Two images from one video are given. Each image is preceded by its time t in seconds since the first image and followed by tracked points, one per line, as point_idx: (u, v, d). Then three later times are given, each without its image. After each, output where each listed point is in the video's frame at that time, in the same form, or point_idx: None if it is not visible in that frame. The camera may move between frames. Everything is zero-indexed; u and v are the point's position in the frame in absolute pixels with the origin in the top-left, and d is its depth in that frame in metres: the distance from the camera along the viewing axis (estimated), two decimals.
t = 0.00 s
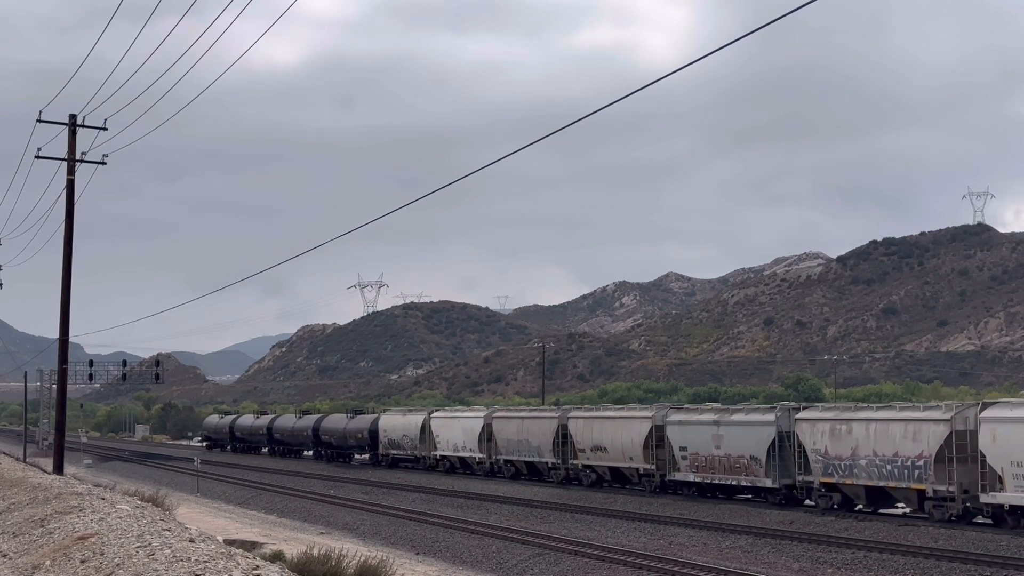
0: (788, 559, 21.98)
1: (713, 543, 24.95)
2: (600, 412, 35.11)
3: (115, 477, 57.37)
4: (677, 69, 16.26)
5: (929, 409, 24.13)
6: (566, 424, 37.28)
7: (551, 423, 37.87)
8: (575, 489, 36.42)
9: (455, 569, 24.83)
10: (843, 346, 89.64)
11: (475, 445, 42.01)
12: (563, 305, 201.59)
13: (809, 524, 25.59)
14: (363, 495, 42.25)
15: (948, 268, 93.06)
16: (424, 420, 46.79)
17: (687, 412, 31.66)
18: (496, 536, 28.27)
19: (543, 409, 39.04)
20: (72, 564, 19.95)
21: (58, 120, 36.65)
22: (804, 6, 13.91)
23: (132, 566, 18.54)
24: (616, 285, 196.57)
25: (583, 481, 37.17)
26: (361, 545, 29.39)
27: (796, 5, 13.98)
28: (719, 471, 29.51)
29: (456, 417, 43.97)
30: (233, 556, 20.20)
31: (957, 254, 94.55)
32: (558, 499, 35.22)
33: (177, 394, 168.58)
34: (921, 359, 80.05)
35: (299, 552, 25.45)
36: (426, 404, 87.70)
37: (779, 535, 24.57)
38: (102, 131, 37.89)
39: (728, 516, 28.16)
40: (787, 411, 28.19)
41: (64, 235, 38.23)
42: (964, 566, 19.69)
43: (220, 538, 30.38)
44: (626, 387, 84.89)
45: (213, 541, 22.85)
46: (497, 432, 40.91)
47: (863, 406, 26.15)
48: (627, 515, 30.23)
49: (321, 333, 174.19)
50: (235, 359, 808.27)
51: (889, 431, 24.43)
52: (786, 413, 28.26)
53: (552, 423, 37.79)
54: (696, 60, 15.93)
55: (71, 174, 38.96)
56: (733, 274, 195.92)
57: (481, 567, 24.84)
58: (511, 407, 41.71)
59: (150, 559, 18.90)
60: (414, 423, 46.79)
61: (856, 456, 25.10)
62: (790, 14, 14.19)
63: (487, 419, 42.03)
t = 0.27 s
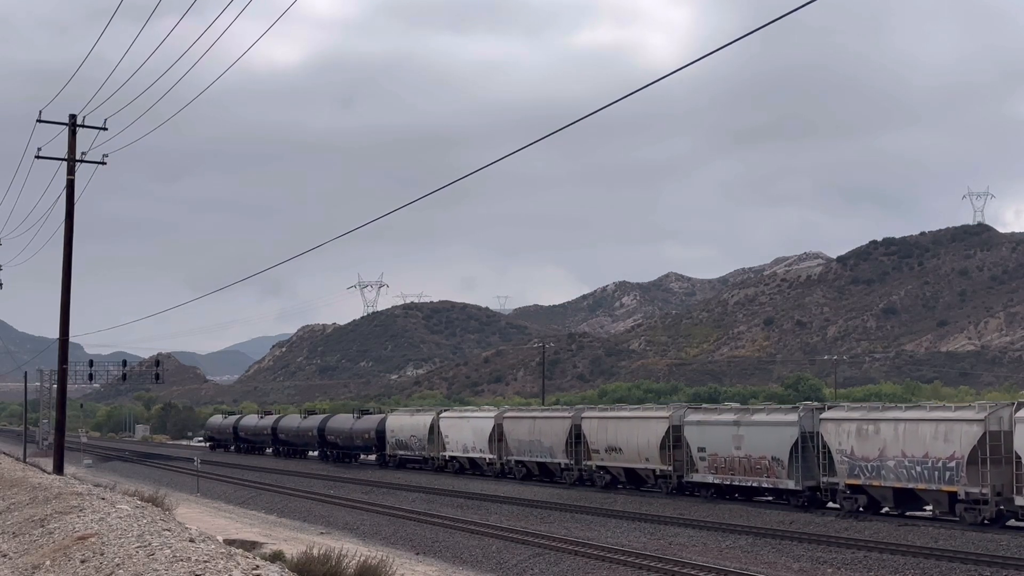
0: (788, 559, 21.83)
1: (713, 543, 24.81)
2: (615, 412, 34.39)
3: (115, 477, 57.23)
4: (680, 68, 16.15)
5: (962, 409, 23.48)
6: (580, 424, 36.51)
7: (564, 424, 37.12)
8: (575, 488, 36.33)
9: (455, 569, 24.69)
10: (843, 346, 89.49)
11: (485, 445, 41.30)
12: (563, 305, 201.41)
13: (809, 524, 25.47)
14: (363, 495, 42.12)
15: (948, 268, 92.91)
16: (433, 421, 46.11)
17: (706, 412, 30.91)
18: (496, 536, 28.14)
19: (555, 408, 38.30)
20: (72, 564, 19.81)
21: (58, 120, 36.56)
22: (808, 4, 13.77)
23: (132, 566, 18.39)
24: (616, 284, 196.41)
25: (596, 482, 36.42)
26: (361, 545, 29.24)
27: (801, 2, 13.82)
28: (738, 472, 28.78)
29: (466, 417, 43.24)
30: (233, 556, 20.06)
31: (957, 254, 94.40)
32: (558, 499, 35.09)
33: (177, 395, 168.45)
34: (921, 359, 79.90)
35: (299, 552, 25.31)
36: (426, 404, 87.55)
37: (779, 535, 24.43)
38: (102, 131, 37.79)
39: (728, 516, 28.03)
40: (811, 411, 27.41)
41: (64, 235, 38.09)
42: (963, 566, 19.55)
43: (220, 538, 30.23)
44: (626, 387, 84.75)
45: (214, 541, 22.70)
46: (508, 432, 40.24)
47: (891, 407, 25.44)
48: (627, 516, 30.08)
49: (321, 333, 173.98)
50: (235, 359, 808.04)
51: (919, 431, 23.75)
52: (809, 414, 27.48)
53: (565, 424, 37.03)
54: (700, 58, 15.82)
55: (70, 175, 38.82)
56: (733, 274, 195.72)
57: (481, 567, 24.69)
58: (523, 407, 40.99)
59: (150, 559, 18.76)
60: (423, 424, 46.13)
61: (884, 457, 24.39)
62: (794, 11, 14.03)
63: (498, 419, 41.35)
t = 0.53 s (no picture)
0: (787, 559, 21.87)
1: (713, 543, 24.83)
2: (631, 412, 33.71)
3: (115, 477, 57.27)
4: (678, 68, 16.15)
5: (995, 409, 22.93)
6: (593, 424, 35.86)
7: (577, 423, 36.47)
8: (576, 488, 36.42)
9: (455, 569, 24.72)
10: (843, 346, 89.54)
11: (496, 446, 40.72)
12: (563, 305, 201.46)
13: (809, 524, 25.50)
14: (363, 495, 42.16)
15: (948, 268, 92.93)
16: (442, 421, 45.61)
17: (725, 412, 30.26)
18: (496, 536, 28.18)
19: (568, 408, 37.66)
20: (72, 564, 19.85)
21: (58, 120, 36.58)
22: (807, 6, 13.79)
23: (132, 566, 18.43)
24: (616, 284, 196.46)
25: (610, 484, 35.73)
26: (361, 545, 29.28)
27: (799, 4, 13.83)
28: (759, 474, 28.12)
29: (477, 417, 42.72)
30: (233, 556, 20.09)
31: (956, 254, 94.43)
32: (558, 500, 35.14)
33: (177, 394, 168.50)
34: (921, 359, 79.95)
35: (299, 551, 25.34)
36: (425, 404, 87.59)
37: (779, 535, 24.46)
38: (102, 131, 37.79)
39: (727, 516, 28.06)
40: (835, 411, 26.68)
41: (64, 235, 38.12)
42: (963, 566, 19.59)
43: (220, 538, 30.28)
44: (626, 387, 84.80)
45: (214, 541, 22.74)
46: (519, 433, 39.69)
47: (919, 406, 24.77)
48: (627, 516, 30.11)
49: (321, 333, 173.99)
50: (235, 359, 808.19)
51: (950, 431, 23.14)
52: (833, 414, 26.74)
53: (578, 424, 36.38)
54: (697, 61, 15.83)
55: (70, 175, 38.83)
56: (733, 274, 195.78)
57: (481, 567, 24.73)
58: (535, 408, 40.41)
59: (151, 559, 18.79)
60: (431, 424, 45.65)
61: (913, 459, 23.73)
62: (792, 14, 14.05)
63: (510, 420, 40.79)
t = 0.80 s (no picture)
0: (788, 560, 21.87)
1: (713, 543, 24.85)
2: (648, 412, 33.12)
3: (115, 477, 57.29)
4: (680, 66, 16.11)
5: None
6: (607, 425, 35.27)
7: (590, 423, 35.88)
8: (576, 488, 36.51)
9: (455, 569, 24.72)
10: (843, 346, 89.54)
11: (507, 446, 40.23)
12: (563, 305, 201.49)
13: (809, 524, 25.52)
14: (363, 495, 42.17)
15: (948, 268, 92.93)
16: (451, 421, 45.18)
17: (745, 412, 29.60)
18: (496, 536, 28.19)
19: (582, 408, 37.06)
20: (72, 564, 19.85)
21: (57, 120, 36.56)
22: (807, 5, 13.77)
23: (132, 566, 18.43)
24: (616, 284, 196.53)
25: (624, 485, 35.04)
26: (361, 545, 29.28)
27: (799, 4, 13.81)
28: (782, 475, 27.46)
29: (487, 418, 42.24)
30: (233, 556, 20.09)
31: (956, 255, 94.44)
32: (558, 499, 35.17)
33: (177, 394, 168.52)
34: (921, 359, 79.95)
35: (299, 551, 25.35)
36: (425, 405, 87.58)
37: (779, 535, 24.47)
38: (102, 131, 37.76)
39: (727, 516, 28.09)
40: (861, 411, 25.96)
41: (64, 235, 38.13)
42: (963, 566, 19.59)
43: (220, 538, 30.28)
44: (626, 387, 84.81)
45: (214, 541, 22.75)
46: (532, 434, 39.07)
47: (949, 406, 24.01)
48: (627, 515, 30.13)
49: (321, 333, 173.98)
50: (235, 359, 808.19)
51: (983, 432, 22.41)
52: (859, 413, 26.02)
53: (591, 424, 35.81)
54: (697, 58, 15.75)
55: (70, 175, 38.83)
56: (733, 274, 195.89)
57: (481, 567, 24.73)
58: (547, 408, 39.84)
59: (150, 559, 18.80)
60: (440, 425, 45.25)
61: (943, 461, 23.05)
62: (792, 14, 14.02)
63: (522, 420, 40.21)
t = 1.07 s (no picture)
0: (787, 559, 21.94)
1: (713, 543, 24.91)
2: (665, 412, 32.16)
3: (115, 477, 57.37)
4: (679, 69, 16.18)
5: None
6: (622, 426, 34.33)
7: (605, 424, 34.96)
8: (576, 487, 36.68)
9: (455, 569, 24.80)
10: (843, 346, 89.60)
11: (517, 446, 39.42)
12: (563, 305, 201.63)
13: (809, 524, 25.57)
14: (363, 495, 42.26)
15: (948, 268, 92.97)
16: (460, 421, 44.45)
17: (766, 412, 28.65)
18: (496, 536, 28.26)
19: (596, 408, 36.18)
20: (73, 564, 19.91)
21: (58, 121, 36.68)
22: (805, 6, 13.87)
23: (132, 566, 18.50)
24: (616, 284, 196.65)
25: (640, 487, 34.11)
26: (362, 545, 29.35)
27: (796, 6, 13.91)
28: (806, 477, 26.49)
29: (498, 418, 41.45)
30: (233, 556, 20.17)
31: (956, 255, 94.49)
32: (558, 499, 35.24)
33: (177, 395, 168.71)
34: (921, 359, 80.01)
35: (299, 551, 25.42)
36: (425, 405, 87.71)
37: (778, 535, 24.54)
38: (102, 132, 37.87)
39: (727, 515, 28.15)
40: (888, 411, 24.96)
41: (64, 236, 38.21)
42: (963, 566, 19.65)
43: (221, 538, 30.35)
44: (626, 387, 84.90)
45: (214, 541, 22.82)
46: (544, 434, 38.13)
47: (981, 405, 23.04)
48: (627, 516, 30.20)
49: (321, 333, 174.09)
50: (235, 359, 808.43)
51: (1019, 433, 21.47)
52: (886, 413, 25.05)
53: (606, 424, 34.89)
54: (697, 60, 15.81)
55: (71, 176, 38.90)
56: (733, 274, 196.07)
57: (481, 567, 24.80)
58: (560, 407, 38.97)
59: (151, 559, 18.88)
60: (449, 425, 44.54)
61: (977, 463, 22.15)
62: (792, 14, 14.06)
63: (534, 420, 39.30)
